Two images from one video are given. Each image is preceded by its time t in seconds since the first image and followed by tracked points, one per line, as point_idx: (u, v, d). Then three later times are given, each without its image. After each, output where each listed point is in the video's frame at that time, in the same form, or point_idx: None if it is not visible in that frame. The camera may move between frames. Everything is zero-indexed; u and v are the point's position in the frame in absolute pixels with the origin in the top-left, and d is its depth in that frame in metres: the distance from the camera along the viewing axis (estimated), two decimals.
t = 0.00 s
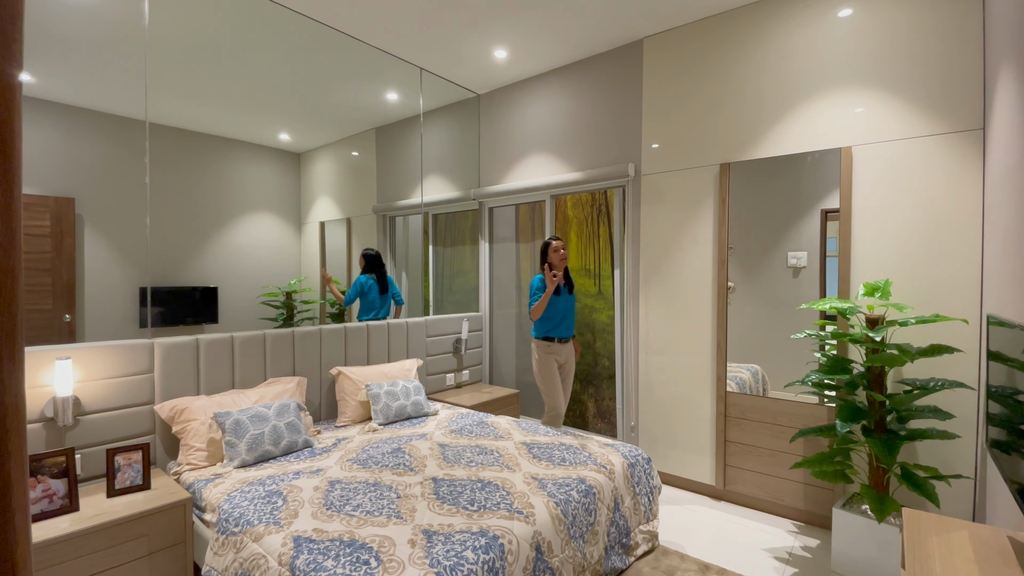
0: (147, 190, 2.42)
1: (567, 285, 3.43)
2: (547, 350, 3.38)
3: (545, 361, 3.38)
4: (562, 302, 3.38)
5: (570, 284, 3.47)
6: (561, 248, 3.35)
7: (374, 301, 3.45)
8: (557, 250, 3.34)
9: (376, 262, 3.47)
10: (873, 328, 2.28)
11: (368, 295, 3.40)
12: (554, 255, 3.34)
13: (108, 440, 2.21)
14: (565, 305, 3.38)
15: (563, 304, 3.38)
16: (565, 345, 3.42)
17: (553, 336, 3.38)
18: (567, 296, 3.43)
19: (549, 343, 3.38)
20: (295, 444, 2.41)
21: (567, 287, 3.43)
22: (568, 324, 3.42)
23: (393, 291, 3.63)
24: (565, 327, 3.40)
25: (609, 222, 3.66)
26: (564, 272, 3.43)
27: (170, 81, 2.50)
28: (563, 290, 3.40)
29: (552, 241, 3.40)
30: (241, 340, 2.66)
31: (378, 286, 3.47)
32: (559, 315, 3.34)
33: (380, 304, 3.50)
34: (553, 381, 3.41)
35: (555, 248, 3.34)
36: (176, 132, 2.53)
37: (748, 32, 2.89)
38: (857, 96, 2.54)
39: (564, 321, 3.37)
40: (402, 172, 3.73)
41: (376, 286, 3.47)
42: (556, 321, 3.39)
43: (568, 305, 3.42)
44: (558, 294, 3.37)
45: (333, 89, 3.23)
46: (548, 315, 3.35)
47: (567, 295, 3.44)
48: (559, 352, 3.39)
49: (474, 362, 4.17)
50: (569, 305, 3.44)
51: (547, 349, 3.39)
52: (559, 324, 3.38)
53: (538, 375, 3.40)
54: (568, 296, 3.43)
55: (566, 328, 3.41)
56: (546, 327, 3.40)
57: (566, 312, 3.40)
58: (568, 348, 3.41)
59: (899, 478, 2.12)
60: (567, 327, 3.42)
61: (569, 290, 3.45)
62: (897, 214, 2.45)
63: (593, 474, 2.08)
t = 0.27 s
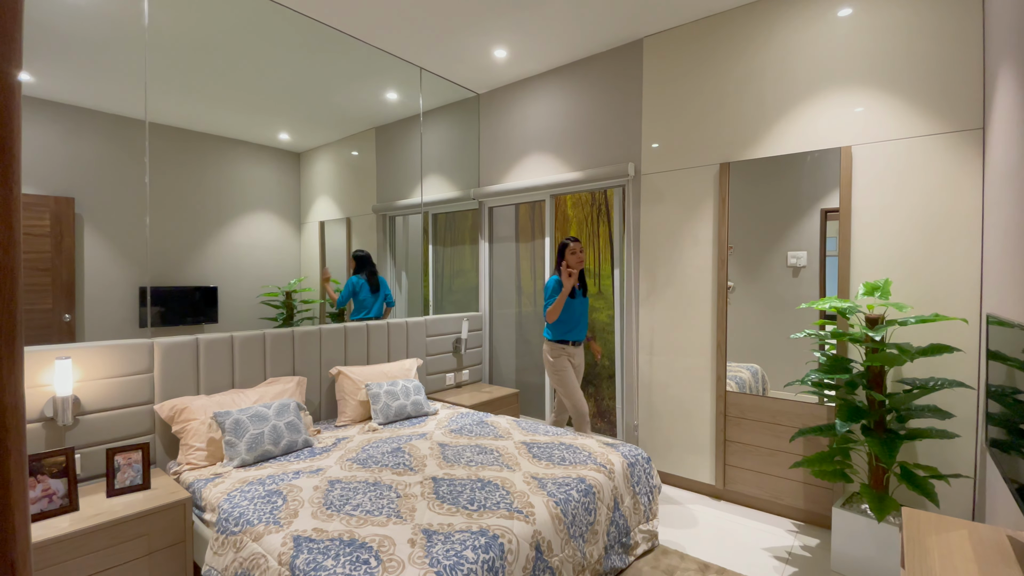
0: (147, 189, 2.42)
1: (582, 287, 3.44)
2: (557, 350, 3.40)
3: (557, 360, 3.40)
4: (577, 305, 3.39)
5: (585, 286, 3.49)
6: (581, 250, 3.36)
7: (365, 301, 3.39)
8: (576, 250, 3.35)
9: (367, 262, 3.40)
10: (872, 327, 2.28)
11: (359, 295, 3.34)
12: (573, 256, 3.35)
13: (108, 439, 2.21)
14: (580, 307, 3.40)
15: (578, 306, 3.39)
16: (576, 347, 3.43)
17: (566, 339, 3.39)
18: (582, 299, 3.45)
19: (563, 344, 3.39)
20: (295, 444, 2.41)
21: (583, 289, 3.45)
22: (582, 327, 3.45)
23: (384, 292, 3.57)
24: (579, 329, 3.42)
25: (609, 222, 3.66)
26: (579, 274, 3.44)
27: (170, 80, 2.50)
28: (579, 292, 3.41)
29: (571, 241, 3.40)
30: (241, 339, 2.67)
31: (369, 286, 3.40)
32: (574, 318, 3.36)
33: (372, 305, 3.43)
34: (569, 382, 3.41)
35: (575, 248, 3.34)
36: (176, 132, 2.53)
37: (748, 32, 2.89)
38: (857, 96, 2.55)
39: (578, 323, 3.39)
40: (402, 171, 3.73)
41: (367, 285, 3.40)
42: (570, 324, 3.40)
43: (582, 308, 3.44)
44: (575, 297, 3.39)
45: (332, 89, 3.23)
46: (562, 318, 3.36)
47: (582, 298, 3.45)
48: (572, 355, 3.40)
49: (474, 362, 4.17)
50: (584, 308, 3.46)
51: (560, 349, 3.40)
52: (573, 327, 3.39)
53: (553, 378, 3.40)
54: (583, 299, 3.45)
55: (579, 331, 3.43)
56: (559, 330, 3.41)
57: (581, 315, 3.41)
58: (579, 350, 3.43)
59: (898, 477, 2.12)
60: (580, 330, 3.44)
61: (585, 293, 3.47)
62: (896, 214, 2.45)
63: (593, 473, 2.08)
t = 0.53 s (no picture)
0: (146, 189, 2.41)
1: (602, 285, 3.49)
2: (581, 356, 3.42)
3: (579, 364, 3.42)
4: (598, 305, 3.43)
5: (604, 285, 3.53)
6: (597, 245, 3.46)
7: (353, 302, 3.32)
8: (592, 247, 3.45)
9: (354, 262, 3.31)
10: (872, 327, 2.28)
11: (346, 296, 3.27)
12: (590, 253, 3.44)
13: (107, 439, 2.21)
14: (601, 306, 3.43)
15: (600, 305, 3.43)
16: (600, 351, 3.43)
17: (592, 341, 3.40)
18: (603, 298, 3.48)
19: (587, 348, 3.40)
20: (295, 443, 2.41)
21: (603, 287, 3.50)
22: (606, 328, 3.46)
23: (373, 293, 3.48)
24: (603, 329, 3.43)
25: (609, 221, 3.66)
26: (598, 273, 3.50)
27: (170, 80, 2.50)
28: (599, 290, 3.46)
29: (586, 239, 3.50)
30: (240, 339, 2.66)
31: (357, 287, 3.32)
32: (596, 318, 3.38)
33: (360, 305, 3.36)
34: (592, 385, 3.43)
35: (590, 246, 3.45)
36: (175, 131, 2.52)
37: (748, 31, 2.88)
38: (856, 95, 2.55)
39: (601, 323, 3.42)
40: (402, 171, 3.73)
41: (355, 286, 3.32)
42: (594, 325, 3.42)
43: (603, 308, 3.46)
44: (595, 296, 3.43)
45: (332, 89, 3.23)
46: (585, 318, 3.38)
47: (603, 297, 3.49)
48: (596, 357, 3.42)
49: (474, 362, 4.17)
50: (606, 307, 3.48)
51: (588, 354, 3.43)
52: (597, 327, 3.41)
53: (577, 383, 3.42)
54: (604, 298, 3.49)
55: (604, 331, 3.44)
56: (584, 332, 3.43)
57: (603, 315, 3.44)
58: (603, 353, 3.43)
59: (898, 477, 2.12)
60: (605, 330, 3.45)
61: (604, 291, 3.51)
62: (896, 214, 2.45)
63: (593, 473, 2.08)
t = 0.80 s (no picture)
0: (145, 189, 2.41)
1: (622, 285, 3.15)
2: (598, 360, 3.08)
3: (596, 368, 3.07)
4: (617, 305, 3.11)
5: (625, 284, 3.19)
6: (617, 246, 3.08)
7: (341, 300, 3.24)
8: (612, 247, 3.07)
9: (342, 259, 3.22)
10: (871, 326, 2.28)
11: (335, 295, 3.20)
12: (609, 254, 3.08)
13: (106, 439, 2.20)
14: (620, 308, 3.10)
15: (619, 307, 3.10)
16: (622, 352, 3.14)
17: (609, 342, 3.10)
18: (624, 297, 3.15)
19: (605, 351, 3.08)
20: (294, 443, 2.41)
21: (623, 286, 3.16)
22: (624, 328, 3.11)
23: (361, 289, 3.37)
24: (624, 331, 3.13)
25: (608, 221, 3.66)
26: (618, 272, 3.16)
27: (168, 79, 2.49)
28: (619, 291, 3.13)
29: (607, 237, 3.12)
30: (239, 339, 2.66)
31: (346, 284, 3.25)
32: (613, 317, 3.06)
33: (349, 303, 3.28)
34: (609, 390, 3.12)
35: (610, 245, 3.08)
36: (174, 131, 2.52)
37: (747, 31, 2.88)
38: (855, 95, 2.55)
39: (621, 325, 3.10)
40: (401, 171, 3.73)
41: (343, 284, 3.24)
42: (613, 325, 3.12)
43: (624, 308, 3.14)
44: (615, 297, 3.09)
45: (331, 88, 3.23)
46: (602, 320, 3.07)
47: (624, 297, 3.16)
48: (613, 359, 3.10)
49: (473, 362, 4.17)
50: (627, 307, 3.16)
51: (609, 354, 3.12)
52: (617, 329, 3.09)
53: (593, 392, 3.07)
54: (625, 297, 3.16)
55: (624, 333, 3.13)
56: (601, 332, 3.13)
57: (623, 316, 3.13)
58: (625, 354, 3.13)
59: (897, 476, 2.12)
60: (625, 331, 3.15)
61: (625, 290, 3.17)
62: (895, 213, 2.46)
63: (592, 473, 2.08)
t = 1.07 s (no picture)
0: (143, 188, 2.40)
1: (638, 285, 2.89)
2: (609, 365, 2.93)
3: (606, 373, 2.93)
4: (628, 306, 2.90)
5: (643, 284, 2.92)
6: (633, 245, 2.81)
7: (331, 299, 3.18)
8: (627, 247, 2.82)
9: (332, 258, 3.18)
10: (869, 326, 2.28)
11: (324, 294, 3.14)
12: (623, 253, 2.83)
13: (104, 439, 2.20)
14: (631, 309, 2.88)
15: (630, 308, 2.87)
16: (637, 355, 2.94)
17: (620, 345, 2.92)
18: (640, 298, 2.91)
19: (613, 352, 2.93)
20: (293, 443, 2.40)
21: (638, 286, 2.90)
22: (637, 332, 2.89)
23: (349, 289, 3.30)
24: (636, 334, 2.90)
25: (606, 221, 3.67)
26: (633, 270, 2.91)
27: (167, 79, 2.49)
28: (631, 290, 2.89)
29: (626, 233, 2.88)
30: (238, 339, 2.66)
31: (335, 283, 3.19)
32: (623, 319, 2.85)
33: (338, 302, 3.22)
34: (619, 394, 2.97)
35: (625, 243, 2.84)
36: (172, 130, 2.51)
37: (746, 31, 2.89)
38: (853, 95, 2.55)
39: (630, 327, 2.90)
40: (400, 171, 3.72)
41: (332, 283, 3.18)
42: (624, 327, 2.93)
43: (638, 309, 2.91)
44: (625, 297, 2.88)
45: (329, 87, 3.22)
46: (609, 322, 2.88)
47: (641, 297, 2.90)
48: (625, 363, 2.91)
49: (472, 361, 4.17)
50: (643, 308, 2.91)
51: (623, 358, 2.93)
52: (626, 331, 2.90)
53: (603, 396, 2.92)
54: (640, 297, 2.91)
55: (638, 337, 2.90)
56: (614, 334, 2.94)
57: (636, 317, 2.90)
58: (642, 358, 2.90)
59: (895, 475, 2.13)
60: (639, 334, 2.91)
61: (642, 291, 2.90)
62: (893, 213, 2.46)
63: (591, 472, 2.08)
